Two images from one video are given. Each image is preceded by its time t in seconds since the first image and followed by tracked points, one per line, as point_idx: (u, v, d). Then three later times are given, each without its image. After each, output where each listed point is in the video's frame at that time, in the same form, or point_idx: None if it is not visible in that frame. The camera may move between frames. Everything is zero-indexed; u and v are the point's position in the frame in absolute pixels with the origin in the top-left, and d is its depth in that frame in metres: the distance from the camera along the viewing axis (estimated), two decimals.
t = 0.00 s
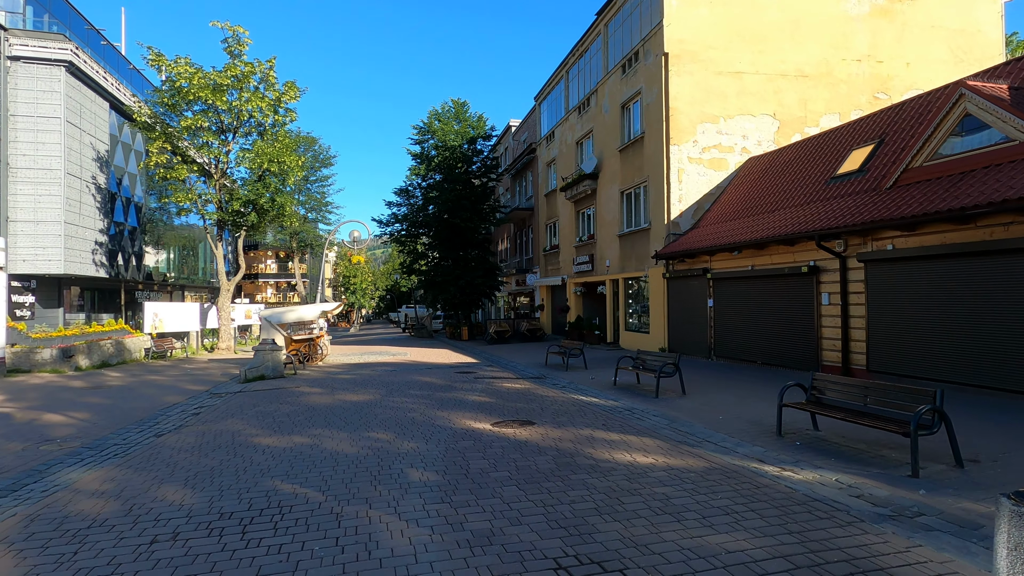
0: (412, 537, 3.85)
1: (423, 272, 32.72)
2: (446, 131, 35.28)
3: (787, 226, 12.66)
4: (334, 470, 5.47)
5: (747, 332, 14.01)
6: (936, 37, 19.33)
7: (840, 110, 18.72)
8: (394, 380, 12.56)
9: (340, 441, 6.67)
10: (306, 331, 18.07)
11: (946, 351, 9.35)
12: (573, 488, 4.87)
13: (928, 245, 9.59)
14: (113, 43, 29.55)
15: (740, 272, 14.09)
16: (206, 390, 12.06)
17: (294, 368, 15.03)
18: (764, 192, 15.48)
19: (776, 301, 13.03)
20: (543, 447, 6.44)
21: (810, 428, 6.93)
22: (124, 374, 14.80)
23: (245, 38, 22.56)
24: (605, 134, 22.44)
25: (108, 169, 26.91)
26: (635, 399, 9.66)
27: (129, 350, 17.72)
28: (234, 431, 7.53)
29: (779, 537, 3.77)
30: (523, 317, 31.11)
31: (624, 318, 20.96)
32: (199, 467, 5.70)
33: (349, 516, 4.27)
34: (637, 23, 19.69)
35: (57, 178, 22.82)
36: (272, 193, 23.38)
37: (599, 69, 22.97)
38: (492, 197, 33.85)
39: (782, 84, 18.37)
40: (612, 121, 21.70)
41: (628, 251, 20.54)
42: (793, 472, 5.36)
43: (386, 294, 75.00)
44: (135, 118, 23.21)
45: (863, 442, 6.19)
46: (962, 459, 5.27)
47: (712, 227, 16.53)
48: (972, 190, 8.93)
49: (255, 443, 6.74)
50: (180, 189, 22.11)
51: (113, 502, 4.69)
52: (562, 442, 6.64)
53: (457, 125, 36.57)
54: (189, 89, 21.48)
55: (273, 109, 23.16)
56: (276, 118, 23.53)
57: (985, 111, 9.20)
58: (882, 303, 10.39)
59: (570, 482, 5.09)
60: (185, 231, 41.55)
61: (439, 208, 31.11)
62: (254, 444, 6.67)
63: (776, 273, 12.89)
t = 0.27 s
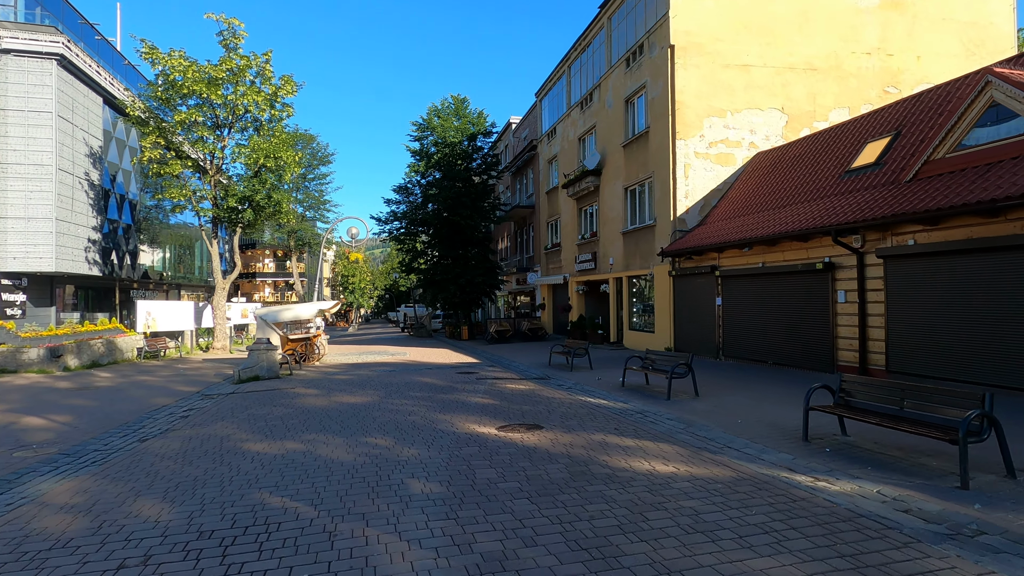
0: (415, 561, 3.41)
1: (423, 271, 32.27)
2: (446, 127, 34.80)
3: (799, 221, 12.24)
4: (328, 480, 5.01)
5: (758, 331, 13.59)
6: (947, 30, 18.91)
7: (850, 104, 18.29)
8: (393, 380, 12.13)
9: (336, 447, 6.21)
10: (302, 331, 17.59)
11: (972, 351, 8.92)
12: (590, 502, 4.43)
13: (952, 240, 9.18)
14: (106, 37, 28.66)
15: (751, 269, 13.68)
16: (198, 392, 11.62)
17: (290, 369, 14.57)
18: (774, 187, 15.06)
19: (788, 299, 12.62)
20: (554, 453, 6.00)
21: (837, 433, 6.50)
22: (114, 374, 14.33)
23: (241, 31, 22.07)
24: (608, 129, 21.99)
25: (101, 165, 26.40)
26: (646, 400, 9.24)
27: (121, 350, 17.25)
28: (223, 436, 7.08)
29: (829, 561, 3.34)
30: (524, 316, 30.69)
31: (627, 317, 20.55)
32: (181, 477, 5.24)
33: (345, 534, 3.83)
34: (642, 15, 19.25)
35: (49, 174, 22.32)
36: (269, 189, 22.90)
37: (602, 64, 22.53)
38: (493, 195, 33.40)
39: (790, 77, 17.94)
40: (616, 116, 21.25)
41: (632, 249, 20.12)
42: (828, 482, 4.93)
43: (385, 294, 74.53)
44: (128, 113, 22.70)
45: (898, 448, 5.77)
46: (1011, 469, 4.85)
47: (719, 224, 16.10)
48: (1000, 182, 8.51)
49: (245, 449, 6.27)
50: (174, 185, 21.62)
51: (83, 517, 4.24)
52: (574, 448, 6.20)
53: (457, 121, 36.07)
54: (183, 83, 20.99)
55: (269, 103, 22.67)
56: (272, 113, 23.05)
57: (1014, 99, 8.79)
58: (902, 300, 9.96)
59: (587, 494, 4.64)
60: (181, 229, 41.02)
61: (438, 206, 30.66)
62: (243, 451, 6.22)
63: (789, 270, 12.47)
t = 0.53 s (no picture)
0: None
1: (423, 271, 31.84)
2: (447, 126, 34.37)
3: (815, 219, 11.82)
4: (325, 498, 4.57)
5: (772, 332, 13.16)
6: (960, 24, 18.50)
7: (862, 100, 17.87)
8: (395, 384, 11.69)
9: (334, 460, 5.77)
10: (301, 332, 17.16)
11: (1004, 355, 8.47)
12: (617, 526, 3.99)
13: (982, 238, 8.74)
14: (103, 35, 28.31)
15: (764, 269, 13.26)
16: (192, 396, 11.18)
17: (288, 371, 14.14)
18: (787, 185, 14.63)
19: (804, 300, 12.19)
20: (570, 466, 5.56)
21: (871, 443, 6.05)
22: (105, 377, 13.88)
23: (239, 26, 21.66)
24: (613, 127, 21.57)
25: (97, 163, 25.95)
26: (660, 406, 8.81)
27: (114, 352, 16.81)
28: (214, 446, 6.64)
29: None
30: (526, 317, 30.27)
31: (633, 319, 20.13)
32: (164, 494, 4.79)
33: (343, 566, 3.38)
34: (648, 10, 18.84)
35: (42, 172, 21.89)
36: (267, 187, 22.46)
37: (607, 60, 22.12)
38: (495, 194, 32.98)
39: (801, 73, 17.52)
40: (622, 113, 20.83)
41: (638, 249, 19.69)
42: (874, 501, 4.49)
43: (385, 294, 74.11)
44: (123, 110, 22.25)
45: (940, 461, 5.36)
46: None
47: (730, 222, 15.67)
48: None
49: (236, 462, 5.83)
50: (170, 184, 21.18)
51: (50, 543, 3.79)
52: (591, 460, 5.76)
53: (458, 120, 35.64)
54: (179, 79, 20.56)
55: (267, 100, 22.25)
56: (271, 110, 22.62)
57: None
58: (927, 301, 9.53)
59: (611, 516, 4.20)
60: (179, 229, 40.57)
61: (439, 205, 30.23)
62: (235, 463, 5.78)
63: (805, 269, 12.05)
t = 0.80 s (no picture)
0: None
1: (424, 271, 31.44)
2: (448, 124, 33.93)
3: (831, 216, 11.41)
4: (320, 516, 4.16)
5: (785, 333, 12.74)
6: (973, 18, 18.09)
7: (873, 95, 17.46)
8: (395, 387, 11.28)
9: (331, 471, 5.35)
10: (300, 333, 16.74)
11: None
12: (644, 549, 3.57)
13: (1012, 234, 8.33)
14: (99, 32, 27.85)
15: (777, 268, 12.86)
16: (185, 400, 10.77)
17: (286, 374, 13.74)
18: (799, 182, 14.23)
19: (819, 299, 11.79)
20: (586, 478, 5.14)
21: (908, 453, 5.62)
22: (97, 380, 13.46)
23: (236, 21, 21.25)
24: (618, 124, 21.16)
25: (92, 162, 25.55)
26: (674, 411, 8.39)
27: (107, 354, 16.40)
28: (203, 455, 6.22)
29: None
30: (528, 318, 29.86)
31: (639, 319, 19.72)
32: (144, 512, 4.38)
33: None
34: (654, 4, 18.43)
35: (36, 170, 21.49)
36: (265, 185, 22.03)
37: (611, 56, 21.72)
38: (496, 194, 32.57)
39: (811, 68, 17.10)
40: (627, 110, 20.43)
41: (644, 248, 19.27)
42: (925, 520, 4.07)
43: (386, 295, 73.70)
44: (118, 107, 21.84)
45: (987, 473, 4.95)
46: None
47: (739, 220, 15.26)
48: None
49: (226, 473, 5.41)
50: (166, 182, 20.76)
51: (9, 571, 3.38)
52: (607, 472, 5.34)
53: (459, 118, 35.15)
54: (175, 75, 20.14)
55: (265, 97, 21.83)
56: (269, 107, 22.21)
57: None
58: (952, 300, 9.12)
59: (637, 537, 3.78)
60: (177, 229, 40.15)
61: (440, 204, 29.82)
62: (224, 474, 5.36)
63: (820, 268, 11.64)
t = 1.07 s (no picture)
0: None
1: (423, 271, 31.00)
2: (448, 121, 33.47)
3: (847, 212, 11.01)
4: (311, 539, 3.73)
5: (798, 334, 12.33)
6: (986, 12, 17.70)
7: (884, 90, 17.06)
8: (395, 390, 10.85)
9: (325, 485, 4.92)
10: (296, 333, 16.29)
11: None
12: None
13: None
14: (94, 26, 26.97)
15: (789, 266, 12.45)
16: (175, 403, 10.32)
17: (281, 376, 13.30)
18: (811, 178, 13.81)
19: (834, 299, 11.38)
20: (602, 493, 4.71)
21: (948, 464, 5.19)
22: (86, 382, 13.00)
23: (232, 15, 20.79)
24: (622, 120, 20.76)
25: (86, 158, 25.05)
26: (688, 416, 7.98)
27: (98, 354, 15.94)
28: (188, 465, 5.79)
29: None
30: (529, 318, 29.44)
31: (643, 319, 19.31)
32: (116, 533, 3.94)
33: None
34: None
35: (27, 166, 21.01)
36: (262, 182, 21.57)
37: (615, 50, 21.29)
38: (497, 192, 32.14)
39: (821, 61, 16.70)
40: (631, 105, 20.03)
41: (649, 246, 18.86)
42: (986, 543, 3.64)
43: (385, 294, 73.18)
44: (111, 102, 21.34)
45: None
46: None
47: (749, 217, 14.85)
48: None
49: (210, 486, 4.97)
50: (160, 178, 20.29)
51: None
52: (625, 485, 4.91)
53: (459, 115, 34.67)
54: (169, 69, 19.67)
55: (262, 92, 21.37)
56: (265, 102, 21.76)
57: None
58: (977, 299, 8.71)
59: (668, 565, 3.35)
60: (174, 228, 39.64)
61: (440, 203, 29.37)
62: (208, 488, 4.93)
63: (835, 266, 11.23)
